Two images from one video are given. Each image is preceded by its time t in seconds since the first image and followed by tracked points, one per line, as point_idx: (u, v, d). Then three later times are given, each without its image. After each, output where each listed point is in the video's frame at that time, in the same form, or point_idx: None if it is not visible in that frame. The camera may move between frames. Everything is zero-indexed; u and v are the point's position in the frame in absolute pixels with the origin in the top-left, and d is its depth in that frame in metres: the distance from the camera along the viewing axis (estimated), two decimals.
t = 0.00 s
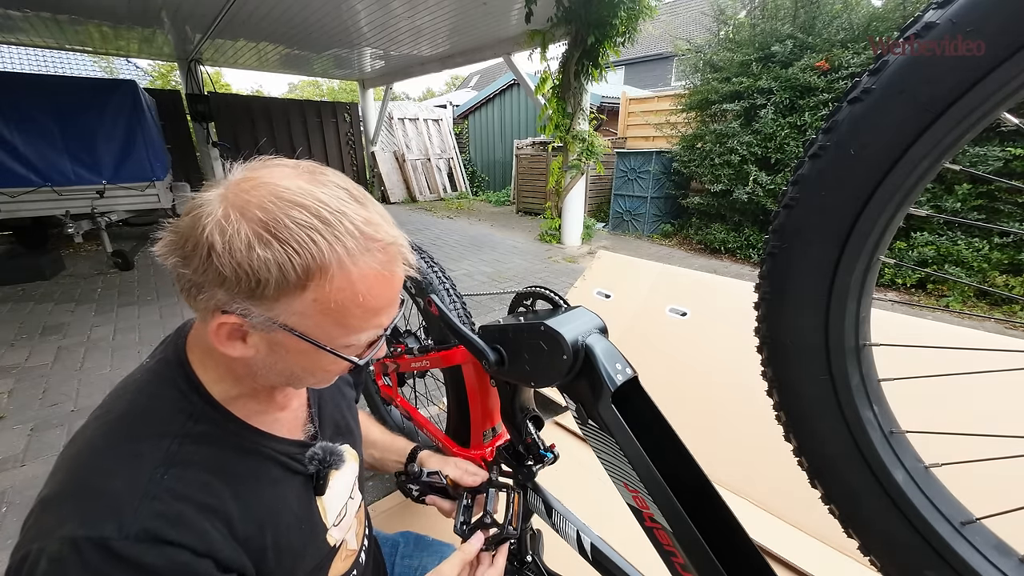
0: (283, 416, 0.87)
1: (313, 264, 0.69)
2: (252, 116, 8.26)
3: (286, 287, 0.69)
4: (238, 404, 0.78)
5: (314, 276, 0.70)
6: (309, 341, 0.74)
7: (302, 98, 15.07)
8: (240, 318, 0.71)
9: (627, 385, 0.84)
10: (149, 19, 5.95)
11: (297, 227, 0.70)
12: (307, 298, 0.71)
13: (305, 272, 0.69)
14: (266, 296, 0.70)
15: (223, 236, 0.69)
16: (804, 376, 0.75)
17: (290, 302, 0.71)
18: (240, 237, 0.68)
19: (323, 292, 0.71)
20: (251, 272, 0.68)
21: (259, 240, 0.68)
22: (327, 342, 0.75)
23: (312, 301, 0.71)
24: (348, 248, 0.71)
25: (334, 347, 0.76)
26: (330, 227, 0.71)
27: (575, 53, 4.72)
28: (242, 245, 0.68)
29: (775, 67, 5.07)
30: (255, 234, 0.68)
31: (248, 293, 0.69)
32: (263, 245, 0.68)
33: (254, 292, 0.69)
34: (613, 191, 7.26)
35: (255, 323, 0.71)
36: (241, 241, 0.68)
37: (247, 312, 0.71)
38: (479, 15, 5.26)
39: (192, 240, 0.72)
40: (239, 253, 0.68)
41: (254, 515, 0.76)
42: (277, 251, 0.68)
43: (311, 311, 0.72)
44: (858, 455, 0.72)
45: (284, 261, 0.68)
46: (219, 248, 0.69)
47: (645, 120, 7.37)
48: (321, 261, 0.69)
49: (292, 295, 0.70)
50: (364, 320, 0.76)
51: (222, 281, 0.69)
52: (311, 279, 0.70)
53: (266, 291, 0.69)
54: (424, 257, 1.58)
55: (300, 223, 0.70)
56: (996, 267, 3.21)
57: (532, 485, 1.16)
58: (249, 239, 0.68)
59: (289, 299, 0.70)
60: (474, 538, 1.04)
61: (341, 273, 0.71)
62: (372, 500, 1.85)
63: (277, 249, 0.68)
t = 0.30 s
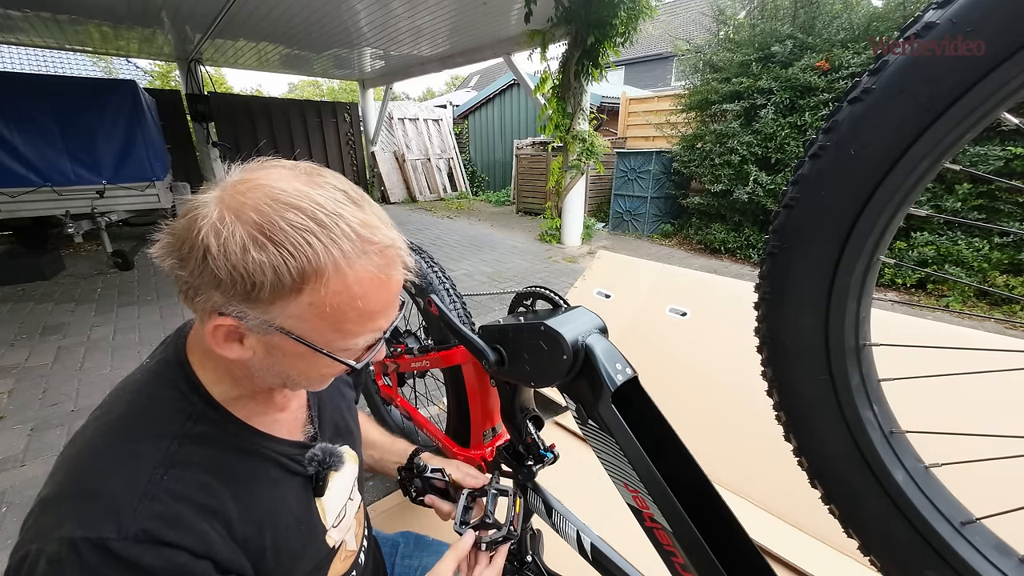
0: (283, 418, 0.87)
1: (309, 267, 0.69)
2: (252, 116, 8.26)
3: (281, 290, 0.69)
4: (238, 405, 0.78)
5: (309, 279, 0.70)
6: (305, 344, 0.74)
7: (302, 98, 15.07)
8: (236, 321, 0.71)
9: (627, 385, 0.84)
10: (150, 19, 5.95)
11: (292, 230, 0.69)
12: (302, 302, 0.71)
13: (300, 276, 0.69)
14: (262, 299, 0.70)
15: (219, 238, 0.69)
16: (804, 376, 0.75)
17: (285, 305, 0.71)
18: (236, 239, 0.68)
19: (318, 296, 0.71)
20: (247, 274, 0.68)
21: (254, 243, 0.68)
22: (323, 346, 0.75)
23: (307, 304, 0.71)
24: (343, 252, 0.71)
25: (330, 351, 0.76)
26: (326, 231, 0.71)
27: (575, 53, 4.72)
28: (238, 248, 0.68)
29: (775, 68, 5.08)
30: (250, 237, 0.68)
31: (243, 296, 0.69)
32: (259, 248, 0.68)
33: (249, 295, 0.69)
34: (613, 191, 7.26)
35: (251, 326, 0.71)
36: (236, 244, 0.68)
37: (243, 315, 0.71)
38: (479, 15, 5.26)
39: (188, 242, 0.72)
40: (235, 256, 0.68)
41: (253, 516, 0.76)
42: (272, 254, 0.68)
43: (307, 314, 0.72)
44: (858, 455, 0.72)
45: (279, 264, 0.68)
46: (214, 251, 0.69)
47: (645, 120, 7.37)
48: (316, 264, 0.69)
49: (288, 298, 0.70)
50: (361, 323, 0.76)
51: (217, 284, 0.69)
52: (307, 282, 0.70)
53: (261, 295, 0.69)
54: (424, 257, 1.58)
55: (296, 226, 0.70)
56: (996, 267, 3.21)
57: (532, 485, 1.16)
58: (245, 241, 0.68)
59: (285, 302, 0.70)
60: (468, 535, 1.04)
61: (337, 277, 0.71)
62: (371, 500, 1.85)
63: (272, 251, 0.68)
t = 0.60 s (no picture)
0: (284, 418, 0.87)
1: (315, 268, 0.69)
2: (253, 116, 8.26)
3: (287, 292, 0.69)
4: (241, 406, 0.78)
5: (315, 280, 0.70)
6: (308, 344, 0.74)
7: (303, 98, 15.09)
8: (242, 321, 0.71)
9: (628, 385, 0.84)
10: (149, 19, 5.95)
11: (300, 231, 0.69)
12: (306, 303, 0.71)
13: (306, 277, 0.69)
14: (268, 299, 0.69)
15: (226, 239, 0.69)
16: (804, 376, 0.75)
17: (290, 306, 0.70)
18: (243, 241, 0.68)
19: (324, 297, 0.71)
20: (253, 275, 0.68)
21: (261, 244, 0.68)
22: (327, 347, 0.75)
23: (312, 306, 0.71)
24: (349, 253, 0.71)
25: (335, 352, 0.76)
26: (332, 233, 0.71)
27: (575, 54, 4.73)
28: (245, 248, 0.68)
29: (775, 67, 5.07)
30: (257, 238, 0.68)
31: (249, 298, 0.69)
32: (266, 249, 0.68)
33: (256, 296, 0.69)
34: (613, 191, 7.26)
35: (256, 327, 0.71)
36: (242, 244, 0.68)
37: (248, 315, 0.71)
38: (479, 15, 5.25)
39: (196, 241, 0.72)
40: (242, 256, 0.68)
41: (255, 517, 0.76)
42: (278, 255, 0.68)
43: (312, 315, 0.72)
44: (858, 455, 0.72)
45: (285, 266, 0.68)
46: (221, 250, 0.69)
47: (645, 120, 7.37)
48: (323, 266, 0.69)
49: (292, 299, 0.70)
50: (366, 325, 0.76)
51: (224, 283, 0.69)
52: (313, 284, 0.70)
53: (268, 295, 0.69)
54: (424, 257, 1.58)
55: (303, 228, 0.70)
56: (995, 267, 3.20)
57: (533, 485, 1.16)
58: (252, 242, 0.68)
59: (291, 303, 0.70)
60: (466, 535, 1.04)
61: (343, 278, 0.71)
62: (371, 500, 1.85)
63: (279, 253, 0.68)
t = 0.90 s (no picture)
0: (285, 418, 0.87)
1: (319, 265, 0.69)
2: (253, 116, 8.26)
3: (292, 289, 0.69)
4: (244, 406, 0.78)
5: (319, 277, 0.70)
6: (316, 339, 0.74)
7: (302, 99, 15.09)
8: (248, 321, 0.71)
9: (627, 385, 0.84)
10: (150, 19, 5.95)
11: (302, 229, 0.69)
12: (312, 299, 0.71)
13: (312, 274, 0.69)
14: (273, 298, 0.69)
15: (228, 240, 0.69)
16: (804, 375, 0.75)
17: (295, 303, 0.71)
18: (246, 241, 0.68)
19: (329, 293, 0.71)
20: (259, 275, 0.68)
21: (264, 243, 0.68)
22: (334, 342, 0.75)
23: (317, 302, 0.71)
24: (352, 249, 0.71)
25: (342, 347, 0.76)
26: (333, 230, 0.70)
27: (575, 54, 4.72)
28: (248, 249, 0.68)
29: (775, 68, 5.07)
30: (261, 237, 0.68)
31: (254, 297, 0.69)
32: (270, 248, 0.68)
33: (262, 295, 0.69)
34: (613, 191, 7.26)
35: (262, 326, 0.71)
36: (245, 245, 0.68)
37: (254, 314, 0.70)
38: (480, 15, 5.25)
39: (199, 244, 0.72)
40: (246, 257, 0.68)
41: (256, 516, 0.76)
42: (281, 254, 0.68)
43: (318, 312, 0.72)
44: (858, 455, 0.72)
45: (289, 265, 0.68)
46: (224, 251, 0.69)
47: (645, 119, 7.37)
48: (327, 263, 0.69)
49: (298, 297, 0.70)
50: (372, 320, 0.76)
51: (229, 285, 0.69)
52: (318, 281, 0.70)
53: (274, 295, 0.69)
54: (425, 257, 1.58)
55: (305, 226, 0.69)
56: (995, 267, 3.20)
57: (533, 485, 1.16)
58: (254, 242, 0.68)
59: (297, 302, 0.71)
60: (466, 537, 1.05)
61: (348, 274, 0.71)
62: (371, 500, 1.85)
63: (282, 252, 0.68)
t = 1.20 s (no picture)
0: (270, 401, 0.89)
1: (317, 214, 0.74)
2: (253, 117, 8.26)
3: (302, 243, 0.74)
4: (228, 390, 0.80)
5: (321, 225, 0.75)
6: (330, 285, 0.80)
7: (303, 99, 15.09)
8: (267, 286, 0.73)
9: (628, 386, 0.84)
10: (150, 19, 5.96)
11: (288, 186, 0.72)
12: (319, 247, 0.76)
13: (313, 223, 0.74)
14: (287, 257, 0.73)
15: (224, 214, 0.68)
16: (804, 375, 0.75)
17: (305, 256, 0.75)
18: (245, 211, 0.69)
19: (330, 237, 0.77)
20: (271, 239, 0.71)
21: (265, 206, 0.70)
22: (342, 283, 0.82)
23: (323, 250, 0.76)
24: (336, 193, 0.76)
25: (350, 283, 0.83)
26: (314, 179, 0.74)
27: (575, 54, 4.73)
28: (250, 217, 0.69)
29: (775, 67, 5.07)
30: (257, 203, 0.69)
31: (267, 262, 0.72)
32: (269, 210, 0.70)
33: (277, 257, 0.72)
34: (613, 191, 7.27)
35: (280, 287, 0.75)
36: (244, 215, 0.69)
37: (268, 278, 0.73)
38: (479, 15, 5.25)
39: (179, 232, 0.69)
40: (252, 226, 0.69)
41: (253, 494, 0.77)
42: (282, 213, 0.71)
43: (324, 259, 0.78)
44: (858, 456, 0.72)
45: (293, 220, 0.72)
46: (223, 228, 0.68)
47: (646, 120, 7.37)
48: (323, 210, 0.74)
49: (307, 248, 0.75)
50: (363, 253, 0.84)
51: (238, 258, 0.70)
52: (320, 229, 0.75)
53: (288, 252, 0.73)
54: (424, 257, 1.58)
55: (290, 181, 0.72)
56: (996, 267, 3.20)
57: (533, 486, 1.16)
58: (252, 209, 0.69)
59: (307, 253, 0.75)
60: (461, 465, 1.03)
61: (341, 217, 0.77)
62: (371, 500, 1.85)
63: (281, 211, 0.71)
